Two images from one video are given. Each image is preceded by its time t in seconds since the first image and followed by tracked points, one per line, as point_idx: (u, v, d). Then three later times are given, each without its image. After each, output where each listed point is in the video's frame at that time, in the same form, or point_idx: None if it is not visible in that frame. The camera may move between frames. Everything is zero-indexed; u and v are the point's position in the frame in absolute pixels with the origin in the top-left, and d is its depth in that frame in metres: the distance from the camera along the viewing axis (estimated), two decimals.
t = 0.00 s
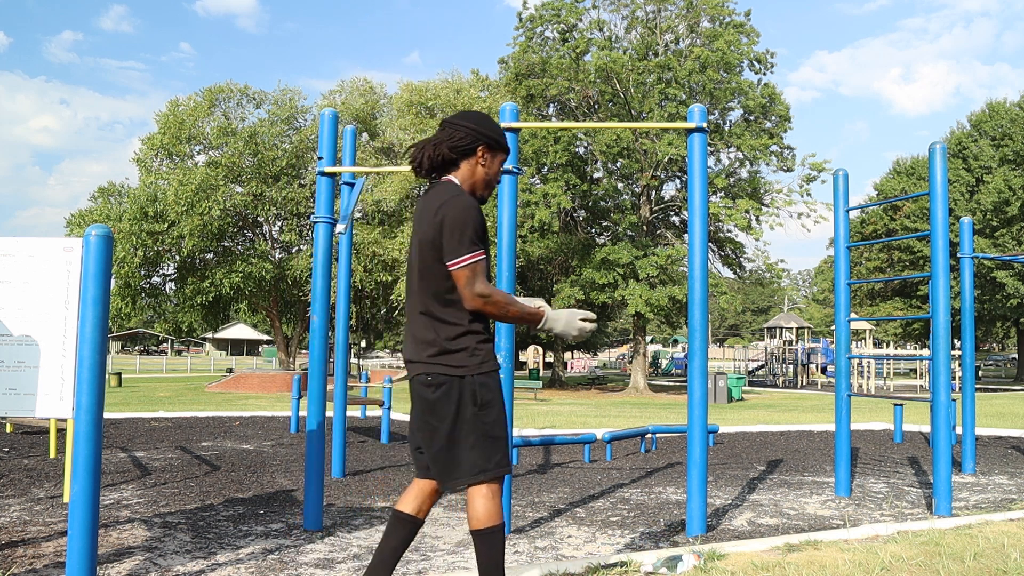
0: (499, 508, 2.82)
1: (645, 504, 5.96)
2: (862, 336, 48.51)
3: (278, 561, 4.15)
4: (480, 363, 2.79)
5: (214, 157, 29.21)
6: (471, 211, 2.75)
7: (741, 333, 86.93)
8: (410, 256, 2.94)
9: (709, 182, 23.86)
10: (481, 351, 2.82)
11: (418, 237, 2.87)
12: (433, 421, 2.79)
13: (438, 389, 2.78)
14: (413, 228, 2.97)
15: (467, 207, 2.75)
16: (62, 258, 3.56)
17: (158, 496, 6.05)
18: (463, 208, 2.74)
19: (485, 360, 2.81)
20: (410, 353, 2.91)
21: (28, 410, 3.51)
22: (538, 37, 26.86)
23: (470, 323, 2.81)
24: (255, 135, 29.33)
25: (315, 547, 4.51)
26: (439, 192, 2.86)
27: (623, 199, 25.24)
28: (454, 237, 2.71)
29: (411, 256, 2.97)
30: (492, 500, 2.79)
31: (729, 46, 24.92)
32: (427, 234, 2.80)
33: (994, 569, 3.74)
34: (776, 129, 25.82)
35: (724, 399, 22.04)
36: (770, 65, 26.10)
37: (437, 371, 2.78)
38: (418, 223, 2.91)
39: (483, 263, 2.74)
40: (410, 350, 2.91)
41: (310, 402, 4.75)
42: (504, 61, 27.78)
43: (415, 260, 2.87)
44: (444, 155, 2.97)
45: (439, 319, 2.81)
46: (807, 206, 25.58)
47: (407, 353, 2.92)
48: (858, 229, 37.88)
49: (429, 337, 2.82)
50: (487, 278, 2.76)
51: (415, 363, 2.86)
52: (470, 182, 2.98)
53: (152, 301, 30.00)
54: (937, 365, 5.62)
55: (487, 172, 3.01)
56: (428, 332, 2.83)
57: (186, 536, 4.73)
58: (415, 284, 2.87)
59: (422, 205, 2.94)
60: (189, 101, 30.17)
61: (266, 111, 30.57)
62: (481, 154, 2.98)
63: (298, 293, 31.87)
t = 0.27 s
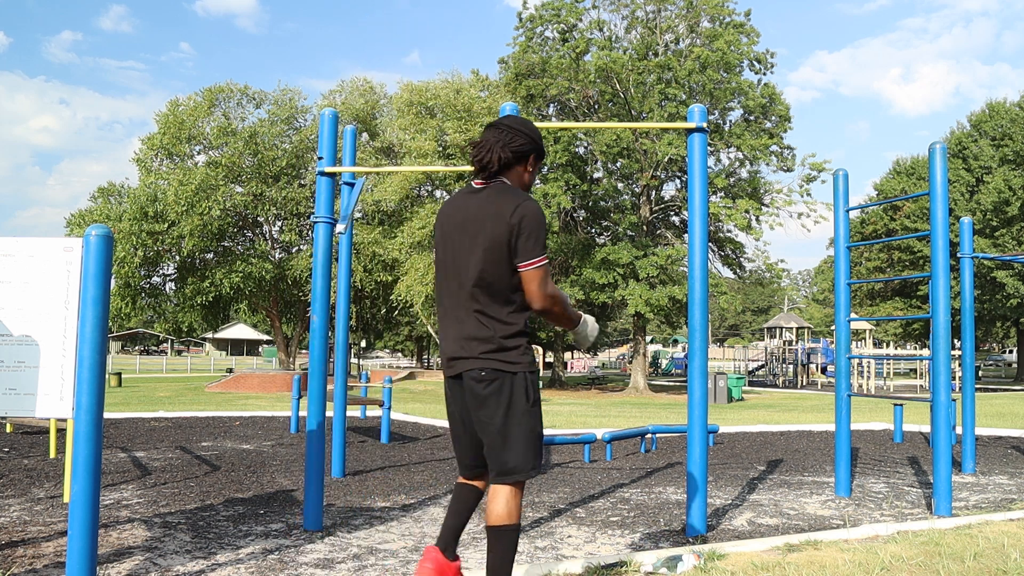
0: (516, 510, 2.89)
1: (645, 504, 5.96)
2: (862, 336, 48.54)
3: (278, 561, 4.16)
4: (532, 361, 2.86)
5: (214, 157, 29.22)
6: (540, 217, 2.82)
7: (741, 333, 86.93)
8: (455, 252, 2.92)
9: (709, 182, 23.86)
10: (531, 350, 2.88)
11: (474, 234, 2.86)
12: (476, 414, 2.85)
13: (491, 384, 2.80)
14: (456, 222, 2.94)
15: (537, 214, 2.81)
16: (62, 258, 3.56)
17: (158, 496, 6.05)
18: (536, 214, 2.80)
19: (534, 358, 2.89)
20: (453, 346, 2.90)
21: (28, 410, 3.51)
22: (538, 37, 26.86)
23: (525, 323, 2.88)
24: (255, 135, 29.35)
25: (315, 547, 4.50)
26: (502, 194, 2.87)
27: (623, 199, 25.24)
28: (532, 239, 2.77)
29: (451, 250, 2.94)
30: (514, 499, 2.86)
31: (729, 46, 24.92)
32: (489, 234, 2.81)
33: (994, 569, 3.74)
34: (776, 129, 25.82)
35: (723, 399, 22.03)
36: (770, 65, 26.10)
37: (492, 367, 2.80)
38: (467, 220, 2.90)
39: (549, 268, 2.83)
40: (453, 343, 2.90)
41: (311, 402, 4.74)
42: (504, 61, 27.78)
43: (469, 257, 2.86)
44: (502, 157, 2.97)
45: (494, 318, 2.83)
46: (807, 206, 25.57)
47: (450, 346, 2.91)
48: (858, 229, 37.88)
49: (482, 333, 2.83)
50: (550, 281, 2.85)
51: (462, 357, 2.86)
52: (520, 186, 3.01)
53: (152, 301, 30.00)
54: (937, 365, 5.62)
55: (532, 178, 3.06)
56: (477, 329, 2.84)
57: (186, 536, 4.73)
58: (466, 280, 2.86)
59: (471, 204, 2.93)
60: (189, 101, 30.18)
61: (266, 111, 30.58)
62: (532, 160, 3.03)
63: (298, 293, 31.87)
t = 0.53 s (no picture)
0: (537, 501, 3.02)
1: (645, 504, 5.96)
2: (862, 336, 48.53)
3: (278, 562, 4.16)
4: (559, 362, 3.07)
5: (214, 157, 29.22)
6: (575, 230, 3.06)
7: (741, 333, 86.94)
8: (491, 261, 2.98)
9: (709, 182, 23.87)
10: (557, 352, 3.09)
11: (515, 247, 2.96)
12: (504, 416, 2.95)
13: (533, 387, 2.93)
14: (490, 233, 3.00)
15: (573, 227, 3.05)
16: (62, 258, 3.56)
17: (158, 496, 6.05)
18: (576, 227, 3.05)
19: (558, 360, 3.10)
20: (489, 351, 2.96)
21: (27, 410, 3.51)
22: (538, 37, 26.85)
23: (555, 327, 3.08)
24: (255, 135, 29.34)
25: (315, 547, 4.50)
26: (539, 210, 3.03)
27: (623, 199, 25.24)
28: (579, 250, 3.00)
29: (483, 259, 2.99)
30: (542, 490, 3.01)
31: (729, 46, 24.92)
32: (536, 248, 2.95)
33: (993, 569, 3.74)
34: (776, 129, 25.82)
35: (724, 399, 22.03)
36: (770, 65, 26.09)
37: (535, 370, 2.94)
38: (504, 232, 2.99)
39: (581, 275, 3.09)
40: (489, 349, 2.95)
41: (311, 402, 4.74)
42: (504, 61, 27.75)
43: (512, 267, 2.95)
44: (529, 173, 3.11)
45: (536, 326, 2.95)
46: (807, 206, 25.55)
47: (486, 351, 2.95)
48: (859, 229, 37.88)
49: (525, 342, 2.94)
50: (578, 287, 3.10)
51: (502, 362, 2.93)
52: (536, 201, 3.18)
53: (152, 301, 30.00)
54: (937, 365, 5.62)
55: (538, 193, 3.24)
56: (519, 336, 2.94)
57: (186, 536, 4.72)
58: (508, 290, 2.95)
59: (504, 217, 3.02)
60: (189, 101, 30.18)
61: (266, 111, 30.58)
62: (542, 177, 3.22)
63: (298, 293, 31.87)
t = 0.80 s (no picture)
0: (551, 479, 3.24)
1: (645, 504, 5.96)
2: (862, 336, 48.50)
3: (278, 562, 4.16)
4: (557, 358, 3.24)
5: (214, 158, 29.24)
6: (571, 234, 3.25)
7: (741, 333, 86.92)
8: (505, 263, 3.07)
9: (709, 182, 23.87)
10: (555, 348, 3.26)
11: (527, 251, 3.09)
12: (527, 412, 3.05)
13: (552, 386, 3.10)
14: (499, 238, 3.10)
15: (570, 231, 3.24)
16: (63, 258, 3.56)
17: (158, 496, 6.05)
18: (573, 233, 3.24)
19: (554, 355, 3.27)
20: (509, 349, 3.04)
21: (28, 410, 3.51)
22: (538, 37, 26.84)
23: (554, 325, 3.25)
24: (255, 134, 29.34)
25: (315, 547, 4.51)
26: (540, 216, 3.17)
27: (623, 199, 25.24)
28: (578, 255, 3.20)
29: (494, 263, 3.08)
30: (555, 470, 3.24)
31: (729, 46, 24.92)
32: (547, 252, 3.10)
33: (993, 569, 3.74)
34: (776, 129, 25.81)
35: (723, 399, 22.04)
36: (771, 65, 26.09)
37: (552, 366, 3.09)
38: (515, 237, 3.09)
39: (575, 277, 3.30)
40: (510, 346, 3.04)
41: (310, 402, 4.75)
42: (504, 61, 27.73)
43: (527, 270, 3.06)
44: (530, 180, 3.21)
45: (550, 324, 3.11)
46: (807, 206, 25.51)
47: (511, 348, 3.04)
48: (858, 229, 37.89)
49: (542, 339, 3.08)
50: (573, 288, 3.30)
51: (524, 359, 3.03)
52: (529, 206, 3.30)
53: (152, 301, 29.99)
54: (937, 365, 5.62)
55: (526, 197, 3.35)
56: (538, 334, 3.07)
57: (186, 536, 4.73)
58: (525, 291, 3.05)
59: (511, 222, 3.12)
60: (189, 101, 30.18)
61: (266, 111, 30.60)
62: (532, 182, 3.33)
63: (298, 293, 31.87)
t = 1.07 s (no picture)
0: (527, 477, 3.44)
1: (645, 504, 5.96)
2: (862, 336, 48.54)
3: (278, 562, 4.16)
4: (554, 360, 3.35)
5: (214, 158, 29.25)
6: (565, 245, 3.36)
7: (741, 333, 86.92)
8: (514, 269, 3.13)
9: (709, 182, 23.88)
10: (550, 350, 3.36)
11: (534, 258, 3.17)
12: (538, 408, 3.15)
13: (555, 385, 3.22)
14: (505, 246, 3.15)
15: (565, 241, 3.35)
16: (62, 258, 3.56)
17: (158, 496, 6.05)
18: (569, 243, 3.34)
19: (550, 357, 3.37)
20: (523, 349, 3.10)
21: (28, 410, 3.51)
22: (538, 37, 26.83)
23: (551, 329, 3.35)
24: (255, 134, 29.34)
25: (316, 548, 4.50)
26: (543, 227, 3.25)
27: (623, 199, 25.23)
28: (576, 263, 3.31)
29: (503, 269, 3.13)
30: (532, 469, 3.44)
31: (729, 46, 24.93)
32: (550, 258, 3.20)
33: (993, 569, 3.74)
34: (776, 129, 25.81)
35: (723, 399, 22.03)
36: (770, 65, 26.08)
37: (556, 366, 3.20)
38: (520, 246, 3.16)
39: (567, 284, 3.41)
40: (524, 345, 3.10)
41: (310, 402, 4.75)
42: (503, 61, 27.73)
43: (534, 277, 3.14)
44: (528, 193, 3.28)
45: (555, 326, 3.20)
46: (807, 206, 25.50)
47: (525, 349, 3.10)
48: (858, 229, 37.88)
49: (550, 340, 3.18)
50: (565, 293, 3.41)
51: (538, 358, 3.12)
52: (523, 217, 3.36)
53: (152, 301, 29.99)
54: (937, 365, 5.62)
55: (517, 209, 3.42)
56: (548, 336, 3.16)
57: (186, 536, 4.72)
58: (534, 295, 3.13)
59: (517, 233, 3.18)
60: (189, 101, 30.18)
61: (266, 111, 30.61)
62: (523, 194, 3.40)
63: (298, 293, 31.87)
